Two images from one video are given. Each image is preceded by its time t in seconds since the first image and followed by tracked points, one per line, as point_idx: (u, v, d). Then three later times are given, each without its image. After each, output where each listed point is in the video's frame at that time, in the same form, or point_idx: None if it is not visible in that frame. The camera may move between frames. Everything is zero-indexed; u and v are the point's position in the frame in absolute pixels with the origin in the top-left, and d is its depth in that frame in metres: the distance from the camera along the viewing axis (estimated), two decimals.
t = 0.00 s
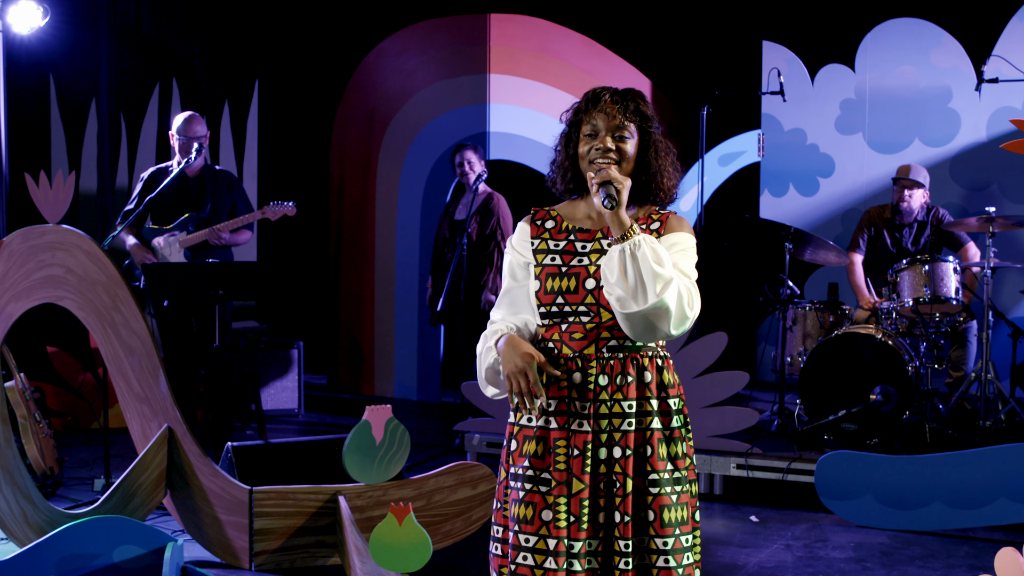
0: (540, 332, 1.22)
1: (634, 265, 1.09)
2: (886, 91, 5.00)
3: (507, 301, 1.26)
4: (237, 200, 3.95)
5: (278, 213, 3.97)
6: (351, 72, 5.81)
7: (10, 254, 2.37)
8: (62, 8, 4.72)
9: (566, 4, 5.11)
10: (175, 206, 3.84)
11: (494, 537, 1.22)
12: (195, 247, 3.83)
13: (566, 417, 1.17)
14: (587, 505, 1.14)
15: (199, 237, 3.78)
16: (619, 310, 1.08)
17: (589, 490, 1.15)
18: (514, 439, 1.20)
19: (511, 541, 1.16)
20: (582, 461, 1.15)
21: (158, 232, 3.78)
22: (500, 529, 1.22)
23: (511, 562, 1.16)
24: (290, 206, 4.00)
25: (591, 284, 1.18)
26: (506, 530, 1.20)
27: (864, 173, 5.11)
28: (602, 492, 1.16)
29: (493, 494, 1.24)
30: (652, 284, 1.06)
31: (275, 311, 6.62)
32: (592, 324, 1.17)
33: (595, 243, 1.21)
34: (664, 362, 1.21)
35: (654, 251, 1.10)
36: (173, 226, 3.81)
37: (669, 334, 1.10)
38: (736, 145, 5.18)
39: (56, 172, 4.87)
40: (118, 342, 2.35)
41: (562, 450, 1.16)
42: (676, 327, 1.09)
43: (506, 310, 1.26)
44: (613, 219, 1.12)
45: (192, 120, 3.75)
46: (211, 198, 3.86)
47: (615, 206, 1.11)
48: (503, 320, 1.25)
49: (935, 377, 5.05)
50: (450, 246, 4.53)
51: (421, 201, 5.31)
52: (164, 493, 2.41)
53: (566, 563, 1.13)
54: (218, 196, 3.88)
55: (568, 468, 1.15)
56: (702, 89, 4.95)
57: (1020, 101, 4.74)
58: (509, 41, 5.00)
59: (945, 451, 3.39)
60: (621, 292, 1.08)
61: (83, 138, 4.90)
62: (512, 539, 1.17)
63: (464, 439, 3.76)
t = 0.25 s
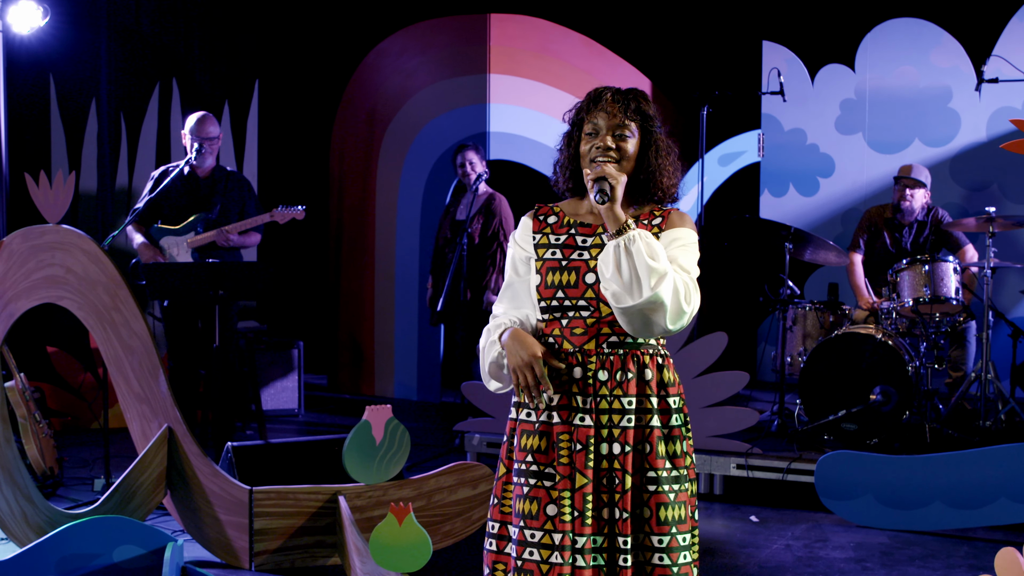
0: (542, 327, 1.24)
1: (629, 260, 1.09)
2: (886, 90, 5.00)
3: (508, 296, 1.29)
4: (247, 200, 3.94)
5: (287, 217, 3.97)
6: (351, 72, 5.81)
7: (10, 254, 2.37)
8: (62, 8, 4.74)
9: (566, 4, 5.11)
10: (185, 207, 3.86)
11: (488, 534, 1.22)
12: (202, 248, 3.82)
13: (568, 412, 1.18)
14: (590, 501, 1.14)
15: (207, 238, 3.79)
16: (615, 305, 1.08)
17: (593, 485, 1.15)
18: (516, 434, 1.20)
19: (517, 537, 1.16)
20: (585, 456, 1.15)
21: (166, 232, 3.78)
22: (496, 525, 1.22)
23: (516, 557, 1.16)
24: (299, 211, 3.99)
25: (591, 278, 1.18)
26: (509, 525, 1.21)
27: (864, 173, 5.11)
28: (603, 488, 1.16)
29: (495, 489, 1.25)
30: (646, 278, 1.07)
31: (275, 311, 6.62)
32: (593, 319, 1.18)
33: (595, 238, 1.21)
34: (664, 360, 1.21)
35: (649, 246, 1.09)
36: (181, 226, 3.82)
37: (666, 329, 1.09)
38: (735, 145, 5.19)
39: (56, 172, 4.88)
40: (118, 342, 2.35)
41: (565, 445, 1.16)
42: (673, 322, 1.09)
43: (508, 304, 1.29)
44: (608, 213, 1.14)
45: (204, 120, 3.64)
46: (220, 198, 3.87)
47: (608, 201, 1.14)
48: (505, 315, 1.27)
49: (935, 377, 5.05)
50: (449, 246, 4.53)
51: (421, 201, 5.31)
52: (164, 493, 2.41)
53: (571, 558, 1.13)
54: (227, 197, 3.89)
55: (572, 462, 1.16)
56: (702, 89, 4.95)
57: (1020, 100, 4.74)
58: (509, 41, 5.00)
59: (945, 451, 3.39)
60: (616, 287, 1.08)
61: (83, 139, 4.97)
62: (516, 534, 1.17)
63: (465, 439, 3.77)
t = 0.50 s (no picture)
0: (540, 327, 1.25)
1: (619, 257, 1.08)
2: (886, 90, 4.99)
3: (509, 297, 1.30)
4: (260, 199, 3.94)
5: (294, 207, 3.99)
6: (351, 72, 5.81)
7: (10, 254, 2.37)
8: (62, 8, 4.74)
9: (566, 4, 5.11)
10: (193, 204, 3.84)
11: (494, 532, 1.23)
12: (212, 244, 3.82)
13: (566, 409, 1.18)
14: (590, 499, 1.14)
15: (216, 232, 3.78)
16: (605, 302, 1.08)
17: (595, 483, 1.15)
18: (517, 434, 1.20)
19: (522, 537, 1.17)
20: (586, 453, 1.15)
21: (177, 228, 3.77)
22: (502, 524, 1.23)
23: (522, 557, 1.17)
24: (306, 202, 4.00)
25: (587, 277, 1.18)
26: (513, 524, 1.22)
27: (864, 173, 5.11)
28: (601, 488, 1.16)
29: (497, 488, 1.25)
30: (636, 275, 1.06)
31: (275, 311, 6.62)
32: (589, 317, 1.18)
33: (592, 237, 1.21)
34: (660, 359, 1.20)
35: (639, 242, 1.09)
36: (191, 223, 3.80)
37: (656, 327, 1.09)
38: (735, 145, 5.19)
39: (56, 172, 4.88)
40: (118, 342, 2.35)
41: (565, 443, 1.16)
42: (663, 320, 1.08)
43: (509, 304, 1.30)
44: (599, 211, 1.13)
45: (220, 116, 3.74)
46: (230, 196, 3.85)
47: (599, 197, 1.13)
48: (505, 315, 1.29)
49: (935, 377, 5.05)
50: (450, 246, 4.53)
51: (421, 200, 5.31)
52: (164, 493, 2.41)
53: (577, 556, 1.14)
54: (239, 195, 3.87)
55: (573, 460, 1.16)
56: (702, 89, 4.95)
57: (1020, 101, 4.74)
58: (509, 41, 5.00)
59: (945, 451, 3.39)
60: (606, 284, 1.07)
61: (83, 139, 4.98)
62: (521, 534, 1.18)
63: (464, 439, 3.77)
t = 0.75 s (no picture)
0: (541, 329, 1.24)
1: (617, 257, 1.08)
2: (886, 90, 5.00)
3: (511, 299, 1.31)
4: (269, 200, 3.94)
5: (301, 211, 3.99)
6: (351, 72, 5.81)
7: (10, 254, 2.37)
8: (62, 8, 4.74)
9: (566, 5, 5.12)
10: (204, 203, 3.86)
11: (500, 534, 1.23)
12: (219, 244, 3.80)
13: (567, 412, 1.17)
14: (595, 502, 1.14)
15: (223, 234, 3.74)
16: (603, 302, 1.08)
17: (597, 486, 1.15)
18: (519, 437, 1.20)
19: (527, 541, 1.17)
20: (587, 456, 1.14)
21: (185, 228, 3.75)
22: (508, 525, 1.22)
23: (528, 560, 1.17)
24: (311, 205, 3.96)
25: (587, 277, 1.18)
26: (517, 527, 1.21)
27: (864, 173, 5.11)
28: (605, 490, 1.15)
29: (499, 491, 1.25)
30: (634, 274, 1.06)
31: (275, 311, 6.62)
32: (589, 319, 1.17)
33: (592, 237, 1.21)
34: (661, 360, 1.20)
35: (637, 242, 1.09)
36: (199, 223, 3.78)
37: (656, 327, 1.09)
38: (735, 145, 5.19)
39: (56, 172, 4.87)
40: (117, 342, 2.35)
41: (567, 446, 1.16)
42: (662, 320, 1.08)
43: (511, 307, 1.30)
44: (597, 210, 1.13)
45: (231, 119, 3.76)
46: (239, 195, 3.87)
47: (597, 197, 1.13)
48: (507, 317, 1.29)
49: (935, 377, 5.05)
50: (450, 246, 4.53)
51: (421, 200, 5.32)
52: (164, 493, 2.41)
53: (580, 559, 1.14)
54: (248, 195, 3.88)
55: (574, 463, 1.15)
56: (702, 89, 4.95)
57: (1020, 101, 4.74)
58: (509, 41, 5.01)
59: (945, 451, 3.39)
60: (604, 284, 1.08)
61: (83, 139, 4.96)
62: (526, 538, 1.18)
63: (464, 439, 3.77)
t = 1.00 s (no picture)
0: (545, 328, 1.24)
1: (627, 255, 1.08)
2: (886, 91, 4.99)
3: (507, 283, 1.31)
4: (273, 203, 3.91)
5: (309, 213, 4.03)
6: (351, 72, 5.81)
7: (10, 254, 2.37)
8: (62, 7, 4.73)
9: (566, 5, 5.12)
10: (213, 202, 3.85)
11: (504, 539, 1.22)
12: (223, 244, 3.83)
13: (574, 417, 1.17)
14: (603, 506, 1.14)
15: (229, 234, 3.78)
16: (614, 301, 1.07)
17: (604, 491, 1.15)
18: (523, 442, 1.19)
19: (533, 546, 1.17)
20: (594, 462, 1.14)
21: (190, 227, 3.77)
22: (512, 530, 1.22)
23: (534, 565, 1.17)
24: (323, 210, 4.05)
25: (592, 281, 1.18)
26: (521, 531, 1.21)
27: (864, 173, 5.10)
28: (613, 493, 1.16)
29: (502, 495, 1.24)
30: (645, 273, 1.06)
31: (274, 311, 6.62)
32: (595, 322, 1.18)
33: (595, 240, 1.21)
34: (668, 362, 1.20)
35: (646, 239, 1.09)
36: (205, 223, 3.81)
37: (668, 324, 1.09)
38: (735, 145, 5.19)
39: (56, 172, 4.85)
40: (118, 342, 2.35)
41: (573, 452, 1.16)
42: (674, 317, 1.09)
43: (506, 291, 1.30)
44: (604, 210, 1.17)
45: (232, 127, 3.70)
46: (245, 198, 3.84)
47: (603, 194, 1.16)
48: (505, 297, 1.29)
49: (935, 377, 5.05)
50: (450, 246, 4.53)
51: (421, 200, 5.32)
52: (164, 493, 2.41)
53: (586, 564, 1.14)
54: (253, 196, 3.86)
55: (580, 469, 1.15)
56: (702, 89, 4.95)
57: (1020, 101, 4.74)
58: (509, 41, 5.00)
59: (944, 451, 3.39)
60: (615, 283, 1.08)
61: (84, 139, 4.92)
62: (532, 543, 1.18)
63: (465, 439, 3.77)
